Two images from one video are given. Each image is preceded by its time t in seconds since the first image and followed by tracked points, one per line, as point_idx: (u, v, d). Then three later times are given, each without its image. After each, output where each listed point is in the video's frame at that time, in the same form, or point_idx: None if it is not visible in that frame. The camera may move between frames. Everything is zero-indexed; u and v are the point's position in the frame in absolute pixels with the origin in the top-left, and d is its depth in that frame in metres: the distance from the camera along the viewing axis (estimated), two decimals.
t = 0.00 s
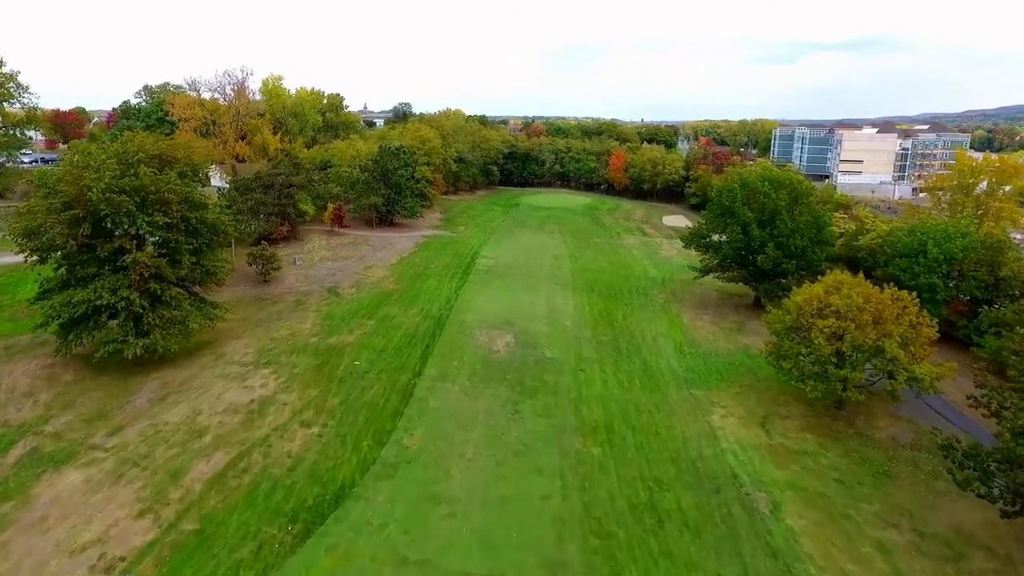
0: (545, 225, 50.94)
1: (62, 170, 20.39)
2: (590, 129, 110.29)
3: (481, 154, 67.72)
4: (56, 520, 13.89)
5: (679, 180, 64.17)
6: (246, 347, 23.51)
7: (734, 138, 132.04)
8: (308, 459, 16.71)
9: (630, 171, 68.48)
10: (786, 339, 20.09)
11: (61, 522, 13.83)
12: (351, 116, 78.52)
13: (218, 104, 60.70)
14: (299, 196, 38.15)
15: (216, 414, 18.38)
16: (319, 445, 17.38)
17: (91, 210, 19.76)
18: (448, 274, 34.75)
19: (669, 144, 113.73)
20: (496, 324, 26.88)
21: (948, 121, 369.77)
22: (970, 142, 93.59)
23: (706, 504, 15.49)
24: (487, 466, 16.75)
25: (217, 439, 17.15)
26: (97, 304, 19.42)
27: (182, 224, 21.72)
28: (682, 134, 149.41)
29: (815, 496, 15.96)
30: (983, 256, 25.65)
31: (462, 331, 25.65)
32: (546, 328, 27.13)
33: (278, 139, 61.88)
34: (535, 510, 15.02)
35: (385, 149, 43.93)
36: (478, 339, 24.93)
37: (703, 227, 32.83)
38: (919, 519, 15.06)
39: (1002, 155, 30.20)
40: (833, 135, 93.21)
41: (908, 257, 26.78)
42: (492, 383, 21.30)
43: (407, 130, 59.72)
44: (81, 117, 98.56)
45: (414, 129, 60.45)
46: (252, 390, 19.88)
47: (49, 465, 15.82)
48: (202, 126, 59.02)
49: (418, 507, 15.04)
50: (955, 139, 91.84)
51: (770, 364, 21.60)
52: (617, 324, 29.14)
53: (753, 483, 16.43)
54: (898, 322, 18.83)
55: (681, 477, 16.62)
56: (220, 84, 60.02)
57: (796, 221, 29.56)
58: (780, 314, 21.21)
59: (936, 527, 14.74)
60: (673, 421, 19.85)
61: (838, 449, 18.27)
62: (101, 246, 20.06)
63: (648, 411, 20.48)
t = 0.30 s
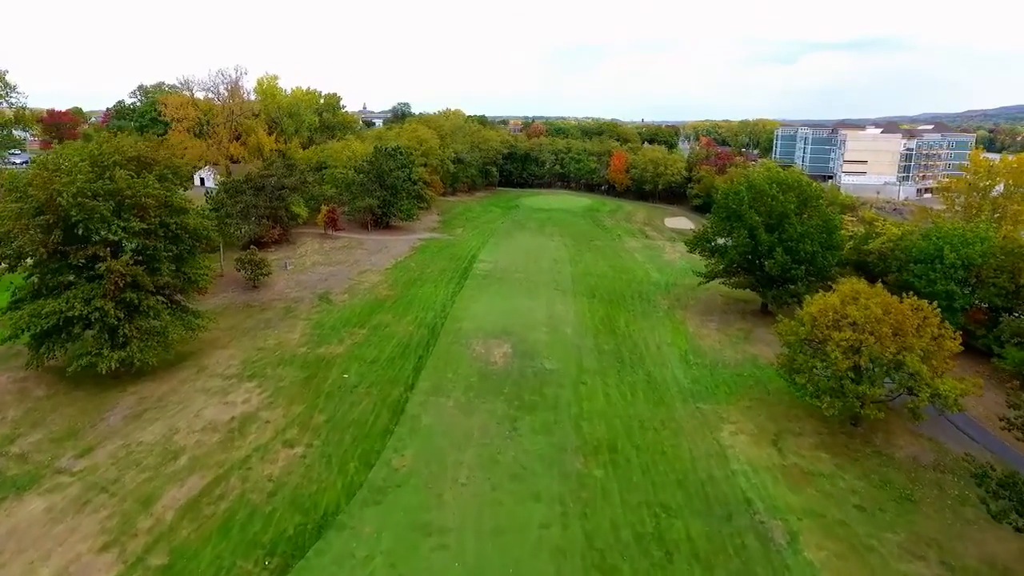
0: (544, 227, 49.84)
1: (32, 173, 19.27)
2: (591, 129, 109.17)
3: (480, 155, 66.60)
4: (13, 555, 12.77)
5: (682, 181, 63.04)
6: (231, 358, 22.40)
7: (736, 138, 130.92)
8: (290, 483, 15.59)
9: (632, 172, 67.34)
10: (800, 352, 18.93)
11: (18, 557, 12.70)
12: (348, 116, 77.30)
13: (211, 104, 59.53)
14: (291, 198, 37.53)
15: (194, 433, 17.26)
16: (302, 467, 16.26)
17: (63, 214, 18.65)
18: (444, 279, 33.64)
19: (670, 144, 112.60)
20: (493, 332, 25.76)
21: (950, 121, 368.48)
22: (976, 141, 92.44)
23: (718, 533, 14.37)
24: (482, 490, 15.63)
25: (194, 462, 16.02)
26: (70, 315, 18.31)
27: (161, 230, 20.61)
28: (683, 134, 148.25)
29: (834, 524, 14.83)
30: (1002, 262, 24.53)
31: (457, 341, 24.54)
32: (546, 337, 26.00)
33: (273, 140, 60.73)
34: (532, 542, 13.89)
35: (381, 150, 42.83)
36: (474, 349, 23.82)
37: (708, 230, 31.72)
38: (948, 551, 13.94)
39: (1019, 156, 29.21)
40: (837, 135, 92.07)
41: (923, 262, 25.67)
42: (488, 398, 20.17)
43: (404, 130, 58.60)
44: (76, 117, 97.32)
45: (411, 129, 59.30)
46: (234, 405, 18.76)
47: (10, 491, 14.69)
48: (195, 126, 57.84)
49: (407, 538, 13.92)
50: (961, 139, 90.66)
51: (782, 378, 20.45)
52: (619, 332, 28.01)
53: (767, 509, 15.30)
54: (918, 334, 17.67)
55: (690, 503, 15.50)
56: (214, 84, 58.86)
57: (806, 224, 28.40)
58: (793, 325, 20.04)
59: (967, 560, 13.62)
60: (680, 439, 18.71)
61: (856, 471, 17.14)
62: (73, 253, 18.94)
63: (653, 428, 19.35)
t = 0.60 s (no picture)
0: (544, 230, 48.74)
1: None
2: (591, 130, 108.03)
3: (479, 155, 65.48)
4: None
5: (684, 181, 61.89)
6: (213, 371, 21.27)
7: (737, 138, 129.84)
8: (269, 511, 14.44)
9: (633, 172, 66.21)
10: (814, 366, 17.77)
11: None
12: (345, 116, 76.08)
13: (204, 104, 58.34)
14: (283, 200, 36.69)
15: (168, 454, 16.13)
16: (283, 492, 15.13)
17: (30, 221, 17.53)
18: (440, 285, 32.55)
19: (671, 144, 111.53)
20: (489, 342, 24.63)
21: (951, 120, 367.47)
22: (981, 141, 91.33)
23: (731, 568, 13.24)
24: (475, 519, 14.50)
25: (166, 488, 14.88)
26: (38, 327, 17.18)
27: (137, 236, 19.49)
28: (683, 134, 147.13)
29: (857, 556, 13.69)
30: None
31: (452, 351, 23.42)
32: (545, 346, 24.89)
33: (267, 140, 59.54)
34: None
35: (376, 150, 41.69)
36: (470, 361, 22.69)
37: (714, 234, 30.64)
38: None
39: None
40: (840, 135, 90.96)
41: (940, 269, 24.58)
42: (484, 414, 19.04)
43: (401, 130, 57.48)
44: (72, 117, 95.84)
45: (408, 129, 58.14)
46: (213, 424, 17.63)
47: None
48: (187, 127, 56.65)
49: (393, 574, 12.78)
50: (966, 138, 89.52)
51: (796, 393, 19.30)
52: (621, 341, 26.89)
53: (784, 539, 14.17)
54: (941, 347, 16.50)
55: (700, 532, 14.37)
56: (207, 83, 57.69)
57: (815, 228, 27.28)
58: (807, 337, 18.91)
59: None
60: (688, 459, 17.58)
61: (877, 495, 16.01)
62: (42, 261, 17.82)
63: (659, 446, 18.22)
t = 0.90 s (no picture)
0: (543, 232, 47.63)
1: None
2: (591, 129, 106.83)
3: (477, 156, 64.34)
4: None
5: (686, 182, 60.79)
6: (194, 384, 20.15)
7: (738, 138, 128.72)
8: (244, 543, 13.33)
9: (634, 173, 65.08)
10: (831, 382, 16.64)
11: None
12: (342, 115, 74.80)
13: (197, 103, 57.08)
14: (274, 202, 35.55)
15: (138, 479, 15.01)
16: (260, 521, 14.01)
17: None
18: (435, 290, 31.45)
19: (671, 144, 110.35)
20: (486, 352, 23.51)
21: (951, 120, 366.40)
22: (986, 141, 90.26)
23: None
24: (468, 551, 13.38)
25: (134, 518, 13.74)
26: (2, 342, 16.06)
27: (111, 243, 18.38)
28: (684, 135, 145.96)
29: None
30: None
31: (447, 363, 22.30)
32: (544, 357, 23.77)
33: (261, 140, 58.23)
34: None
35: (370, 151, 40.50)
36: (465, 373, 21.57)
37: (719, 237, 29.50)
38: None
39: None
40: (843, 135, 89.84)
41: (959, 275, 23.47)
42: (478, 432, 17.92)
43: (397, 130, 56.28)
44: (67, 117, 94.34)
45: (404, 129, 56.94)
46: (188, 444, 16.51)
47: None
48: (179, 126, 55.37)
49: None
50: (971, 138, 88.46)
51: (810, 409, 18.18)
52: (623, 350, 25.77)
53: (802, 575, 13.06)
54: (968, 364, 15.38)
55: (712, 567, 13.26)
56: (199, 81, 56.44)
57: (826, 232, 26.12)
58: (822, 350, 17.78)
59: None
60: (696, 482, 16.47)
61: (899, 522, 14.91)
62: (7, 271, 16.72)
63: (665, 467, 17.11)
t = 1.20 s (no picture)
0: (543, 235, 46.51)
1: None
2: (591, 129, 105.63)
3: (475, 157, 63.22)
4: None
5: (688, 183, 59.64)
6: (172, 400, 19.02)
7: (740, 138, 127.58)
8: None
9: (634, 174, 63.94)
10: (850, 402, 15.51)
11: None
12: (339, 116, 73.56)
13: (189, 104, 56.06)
14: (264, 206, 34.47)
15: (103, 508, 13.87)
16: (233, 555, 12.89)
17: None
18: (431, 296, 30.31)
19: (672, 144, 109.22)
20: (482, 364, 22.38)
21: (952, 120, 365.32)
22: (991, 141, 89.13)
23: None
24: None
25: (95, 553, 12.61)
26: None
27: (81, 251, 17.33)
28: (684, 135, 144.84)
29: None
30: None
31: (440, 376, 21.17)
32: (542, 368, 22.64)
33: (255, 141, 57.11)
34: None
35: (364, 152, 39.40)
36: (460, 387, 20.44)
37: (725, 242, 28.38)
38: None
39: None
40: (846, 136, 88.71)
41: (979, 283, 22.31)
42: (472, 453, 16.78)
43: (394, 131, 55.17)
44: (61, 117, 93.18)
45: (400, 130, 55.81)
46: (161, 468, 15.39)
47: None
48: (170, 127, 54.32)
49: None
50: (976, 138, 87.32)
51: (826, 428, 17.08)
52: (626, 361, 24.64)
53: None
54: (1000, 383, 14.25)
55: None
56: (191, 81, 55.45)
57: (837, 238, 24.99)
58: (840, 366, 16.68)
59: None
60: (706, 508, 15.34)
61: (927, 554, 13.78)
62: None
63: (672, 491, 15.99)
